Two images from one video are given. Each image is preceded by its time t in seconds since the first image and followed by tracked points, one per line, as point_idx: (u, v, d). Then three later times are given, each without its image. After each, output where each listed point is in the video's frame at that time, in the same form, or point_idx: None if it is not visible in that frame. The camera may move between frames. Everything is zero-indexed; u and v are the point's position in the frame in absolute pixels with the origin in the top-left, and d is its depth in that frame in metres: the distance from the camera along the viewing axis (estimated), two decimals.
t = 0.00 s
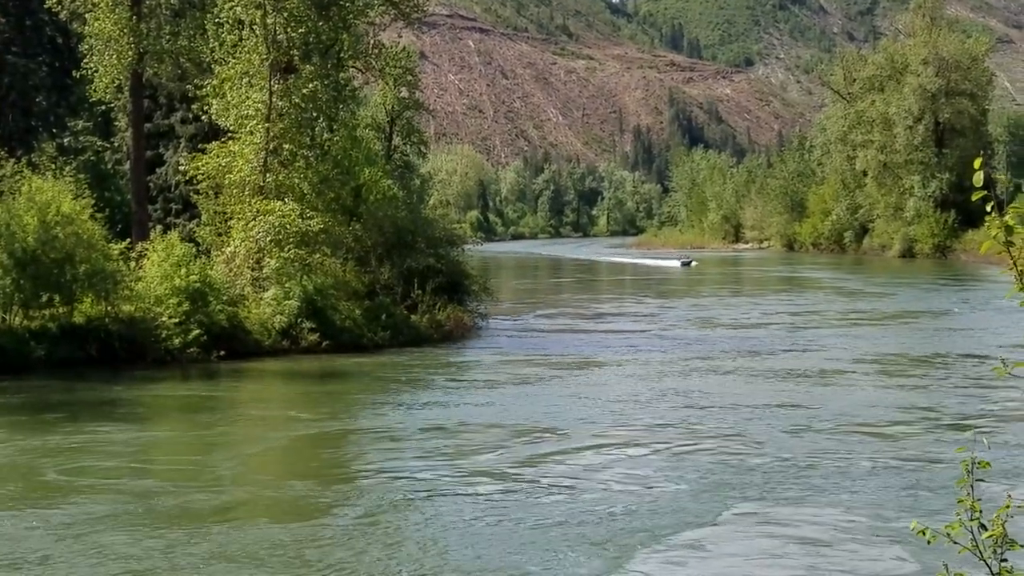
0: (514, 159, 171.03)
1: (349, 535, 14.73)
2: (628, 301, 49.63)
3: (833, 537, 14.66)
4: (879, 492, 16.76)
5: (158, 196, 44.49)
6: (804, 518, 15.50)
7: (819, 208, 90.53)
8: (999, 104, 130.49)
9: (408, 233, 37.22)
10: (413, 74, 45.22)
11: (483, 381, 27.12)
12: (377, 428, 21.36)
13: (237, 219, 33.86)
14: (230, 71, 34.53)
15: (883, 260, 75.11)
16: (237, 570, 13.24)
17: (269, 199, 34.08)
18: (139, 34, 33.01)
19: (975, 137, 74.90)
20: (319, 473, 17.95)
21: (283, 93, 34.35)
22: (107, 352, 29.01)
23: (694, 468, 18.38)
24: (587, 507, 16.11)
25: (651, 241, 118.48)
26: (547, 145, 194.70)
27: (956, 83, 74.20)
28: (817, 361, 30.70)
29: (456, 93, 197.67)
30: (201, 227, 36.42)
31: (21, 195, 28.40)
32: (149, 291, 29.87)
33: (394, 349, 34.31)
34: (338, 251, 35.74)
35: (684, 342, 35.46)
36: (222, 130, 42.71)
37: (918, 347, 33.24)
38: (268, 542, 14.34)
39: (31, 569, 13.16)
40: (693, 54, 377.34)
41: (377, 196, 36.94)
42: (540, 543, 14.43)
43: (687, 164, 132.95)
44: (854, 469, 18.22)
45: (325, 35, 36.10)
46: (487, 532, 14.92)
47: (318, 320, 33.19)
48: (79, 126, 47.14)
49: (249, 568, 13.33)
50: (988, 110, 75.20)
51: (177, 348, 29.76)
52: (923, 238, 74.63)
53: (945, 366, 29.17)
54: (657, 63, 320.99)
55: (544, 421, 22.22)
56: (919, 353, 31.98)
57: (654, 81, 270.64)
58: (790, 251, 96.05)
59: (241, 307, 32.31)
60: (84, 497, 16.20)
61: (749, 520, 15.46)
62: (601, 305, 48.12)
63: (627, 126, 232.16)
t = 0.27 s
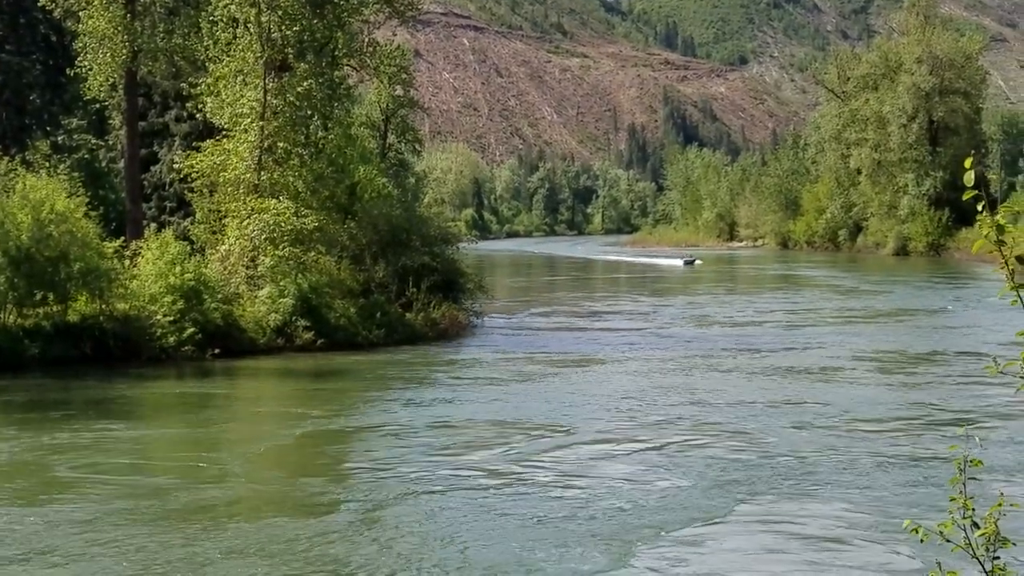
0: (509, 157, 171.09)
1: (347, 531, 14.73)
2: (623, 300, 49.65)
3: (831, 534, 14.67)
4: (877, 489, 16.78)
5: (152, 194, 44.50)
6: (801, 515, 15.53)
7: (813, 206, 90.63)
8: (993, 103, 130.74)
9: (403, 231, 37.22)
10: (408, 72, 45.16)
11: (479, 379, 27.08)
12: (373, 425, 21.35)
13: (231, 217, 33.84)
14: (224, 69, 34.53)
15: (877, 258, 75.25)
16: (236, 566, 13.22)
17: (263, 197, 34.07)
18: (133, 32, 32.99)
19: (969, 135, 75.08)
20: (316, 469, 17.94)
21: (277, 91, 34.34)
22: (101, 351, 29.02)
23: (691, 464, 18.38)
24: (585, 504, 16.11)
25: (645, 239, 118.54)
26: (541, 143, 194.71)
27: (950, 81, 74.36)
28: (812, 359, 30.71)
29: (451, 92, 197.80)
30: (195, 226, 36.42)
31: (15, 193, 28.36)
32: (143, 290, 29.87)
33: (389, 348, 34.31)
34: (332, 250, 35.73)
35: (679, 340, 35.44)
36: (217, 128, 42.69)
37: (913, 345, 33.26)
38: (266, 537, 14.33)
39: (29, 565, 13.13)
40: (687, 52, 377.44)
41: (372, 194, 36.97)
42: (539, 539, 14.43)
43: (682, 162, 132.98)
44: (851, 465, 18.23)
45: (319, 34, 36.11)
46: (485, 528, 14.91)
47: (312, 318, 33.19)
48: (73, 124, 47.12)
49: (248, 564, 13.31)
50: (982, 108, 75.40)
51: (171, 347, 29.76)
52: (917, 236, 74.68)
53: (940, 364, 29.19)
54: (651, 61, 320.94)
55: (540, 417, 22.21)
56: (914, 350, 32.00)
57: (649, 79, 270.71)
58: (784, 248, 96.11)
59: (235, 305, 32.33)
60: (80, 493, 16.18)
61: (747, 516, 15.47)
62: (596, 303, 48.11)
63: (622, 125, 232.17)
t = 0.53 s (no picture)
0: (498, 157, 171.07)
1: (339, 530, 14.71)
2: (612, 300, 49.68)
3: (825, 532, 14.70)
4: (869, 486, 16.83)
5: (141, 196, 44.40)
6: (798, 512, 15.56)
7: (801, 206, 90.89)
8: (980, 103, 131.21)
9: (392, 231, 37.23)
10: (397, 73, 45.11)
11: (470, 379, 27.09)
12: (364, 425, 21.35)
13: (219, 219, 33.80)
14: (212, 71, 34.47)
15: (866, 257, 75.50)
16: (230, 567, 13.19)
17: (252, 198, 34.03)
18: (120, 34, 32.91)
19: (956, 134, 75.38)
20: (307, 469, 17.92)
21: (265, 92, 34.30)
22: (89, 353, 28.97)
23: (684, 463, 18.40)
24: (579, 502, 16.13)
25: (634, 239, 118.68)
26: (530, 143, 194.81)
27: (937, 81, 74.62)
28: (801, 358, 30.77)
29: (439, 93, 197.91)
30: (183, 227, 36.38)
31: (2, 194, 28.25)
32: (131, 292, 29.80)
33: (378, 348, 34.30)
34: (321, 251, 35.69)
35: (669, 340, 35.48)
36: (205, 129, 42.63)
37: (902, 344, 33.35)
38: (260, 537, 14.31)
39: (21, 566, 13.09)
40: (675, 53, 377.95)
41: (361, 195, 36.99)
42: (533, 538, 14.44)
43: (670, 162, 133.21)
44: (844, 463, 18.27)
45: (307, 35, 36.08)
46: (483, 527, 14.92)
47: (301, 319, 33.17)
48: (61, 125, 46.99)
49: (242, 564, 13.29)
50: (968, 108, 75.71)
51: (160, 348, 29.71)
52: (905, 235, 74.89)
53: (930, 363, 29.28)
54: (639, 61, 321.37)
55: (532, 417, 22.21)
56: (903, 349, 32.09)
57: (637, 79, 271.00)
58: (773, 248, 96.28)
59: (223, 306, 32.28)
60: (71, 494, 16.15)
61: (740, 515, 15.50)
62: (585, 304, 48.12)
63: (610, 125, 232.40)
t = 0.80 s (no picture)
0: (476, 161, 171.10)
1: (323, 532, 14.70)
2: (592, 303, 49.75)
3: (809, 533, 14.79)
4: (852, 488, 16.93)
5: (119, 198, 44.19)
6: (791, 513, 15.65)
7: (779, 209, 91.34)
8: (955, 108, 132.18)
9: (370, 235, 37.22)
10: (376, 76, 45.03)
11: (451, 382, 27.08)
12: (346, 428, 21.32)
13: (197, 222, 33.69)
14: (190, 74, 34.40)
15: (843, 261, 75.92)
16: (214, 568, 13.16)
17: (230, 202, 33.95)
18: (97, 36, 32.75)
19: (932, 138, 75.86)
20: (290, 472, 17.90)
21: (243, 95, 34.21)
22: (66, 355, 28.80)
23: (667, 464, 18.47)
24: (563, 504, 16.18)
25: (613, 243, 118.92)
26: (509, 147, 194.92)
27: (913, 85, 75.05)
28: (782, 361, 30.90)
29: (418, 96, 197.83)
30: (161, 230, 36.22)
31: None
32: (109, 295, 29.62)
33: (356, 352, 34.22)
34: (300, 254, 35.61)
35: (649, 343, 35.59)
36: (184, 132, 42.43)
37: (881, 346, 33.55)
38: (243, 539, 14.29)
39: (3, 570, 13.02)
40: (654, 57, 379.04)
41: (340, 198, 36.97)
42: (518, 539, 14.46)
43: (649, 165, 133.38)
44: (826, 465, 18.38)
45: (285, 37, 35.99)
46: (481, 528, 14.95)
47: (280, 322, 33.08)
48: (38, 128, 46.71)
49: (227, 566, 13.27)
50: (944, 112, 76.22)
51: (138, 352, 29.58)
52: (882, 239, 75.29)
53: (909, 365, 29.46)
54: (617, 65, 322.19)
55: (515, 419, 22.24)
56: (881, 352, 32.28)
57: (615, 83, 271.73)
58: (751, 252, 96.62)
59: (202, 310, 32.16)
60: (57, 497, 16.09)
61: (725, 515, 15.57)
62: (565, 307, 48.18)
63: (589, 128, 232.84)
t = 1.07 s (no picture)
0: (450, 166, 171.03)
1: (297, 537, 14.66)
2: (566, 307, 49.89)
3: (784, 535, 14.87)
4: (826, 489, 17.05)
5: (92, 204, 43.93)
6: (777, 514, 15.76)
7: (753, 213, 91.85)
8: (925, 112, 133.34)
9: (344, 239, 37.19)
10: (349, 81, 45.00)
11: (427, 386, 27.10)
12: (322, 433, 21.28)
13: (171, 227, 33.57)
14: (162, 78, 34.29)
15: (815, 265, 76.43)
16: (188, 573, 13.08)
17: (204, 207, 33.84)
18: (69, 41, 32.59)
19: (903, 142, 76.49)
20: (265, 477, 17.84)
21: (216, 100, 34.11)
22: (39, 361, 28.50)
23: (643, 467, 18.54)
24: (540, 507, 16.20)
25: (588, 247, 119.17)
26: (483, 151, 195.08)
27: (884, 90, 75.62)
28: (755, 364, 31.09)
29: (392, 100, 197.66)
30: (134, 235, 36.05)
31: None
32: (82, 300, 29.43)
33: (332, 357, 34.13)
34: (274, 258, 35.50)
35: (624, 346, 35.72)
36: (157, 137, 42.23)
37: (854, 349, 33.81)
38: (219, 544, 14.23)
39: None
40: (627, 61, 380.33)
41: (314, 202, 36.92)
42: (494, 543, 14.47)
43: (622, 169, 133.78)
44: (800, 467, 18.51)
45: (258, 42, 35.91)
46: (471, 531, 14.98)
47: (254, 327, 32.95)
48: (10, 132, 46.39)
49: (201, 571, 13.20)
50: (915, 117, 76.90)
51: (111, 358, 29.38)
52: (854, 242, 75.75)
53: (881, 368, 29.71)
54: (590, 70, 323.07)
55: (491, 423, 22.27)
56: (854, 354, 32.55)
57: (589, 87, 272.38)
58: (724, 255, 97.12)
59: (176, 315, 32.00)
60: (43, 502, 16.01)
61: (700, 518, 15.64)
62: (540, 311, 48.28)
63: (562, 133, 233.29)
